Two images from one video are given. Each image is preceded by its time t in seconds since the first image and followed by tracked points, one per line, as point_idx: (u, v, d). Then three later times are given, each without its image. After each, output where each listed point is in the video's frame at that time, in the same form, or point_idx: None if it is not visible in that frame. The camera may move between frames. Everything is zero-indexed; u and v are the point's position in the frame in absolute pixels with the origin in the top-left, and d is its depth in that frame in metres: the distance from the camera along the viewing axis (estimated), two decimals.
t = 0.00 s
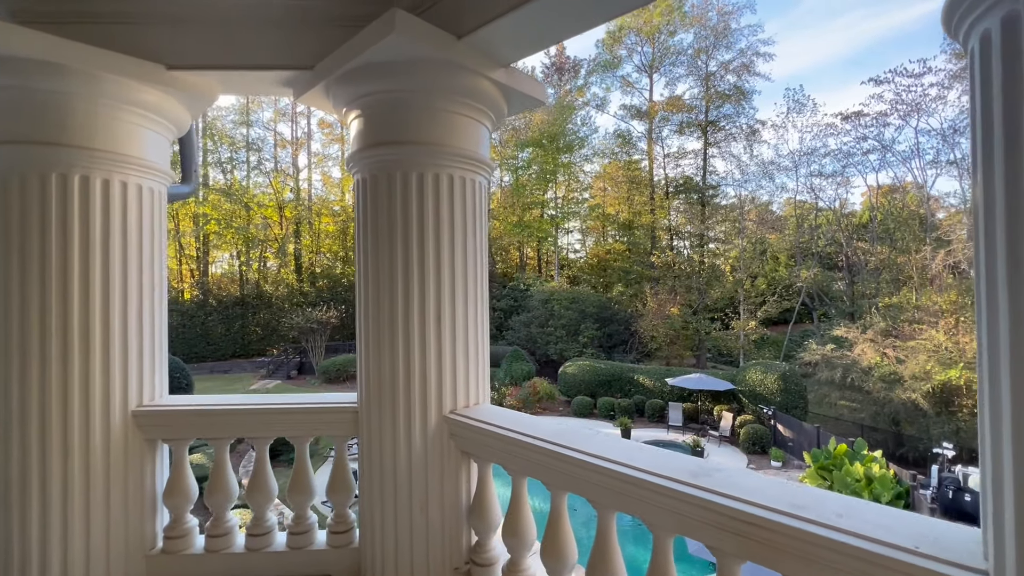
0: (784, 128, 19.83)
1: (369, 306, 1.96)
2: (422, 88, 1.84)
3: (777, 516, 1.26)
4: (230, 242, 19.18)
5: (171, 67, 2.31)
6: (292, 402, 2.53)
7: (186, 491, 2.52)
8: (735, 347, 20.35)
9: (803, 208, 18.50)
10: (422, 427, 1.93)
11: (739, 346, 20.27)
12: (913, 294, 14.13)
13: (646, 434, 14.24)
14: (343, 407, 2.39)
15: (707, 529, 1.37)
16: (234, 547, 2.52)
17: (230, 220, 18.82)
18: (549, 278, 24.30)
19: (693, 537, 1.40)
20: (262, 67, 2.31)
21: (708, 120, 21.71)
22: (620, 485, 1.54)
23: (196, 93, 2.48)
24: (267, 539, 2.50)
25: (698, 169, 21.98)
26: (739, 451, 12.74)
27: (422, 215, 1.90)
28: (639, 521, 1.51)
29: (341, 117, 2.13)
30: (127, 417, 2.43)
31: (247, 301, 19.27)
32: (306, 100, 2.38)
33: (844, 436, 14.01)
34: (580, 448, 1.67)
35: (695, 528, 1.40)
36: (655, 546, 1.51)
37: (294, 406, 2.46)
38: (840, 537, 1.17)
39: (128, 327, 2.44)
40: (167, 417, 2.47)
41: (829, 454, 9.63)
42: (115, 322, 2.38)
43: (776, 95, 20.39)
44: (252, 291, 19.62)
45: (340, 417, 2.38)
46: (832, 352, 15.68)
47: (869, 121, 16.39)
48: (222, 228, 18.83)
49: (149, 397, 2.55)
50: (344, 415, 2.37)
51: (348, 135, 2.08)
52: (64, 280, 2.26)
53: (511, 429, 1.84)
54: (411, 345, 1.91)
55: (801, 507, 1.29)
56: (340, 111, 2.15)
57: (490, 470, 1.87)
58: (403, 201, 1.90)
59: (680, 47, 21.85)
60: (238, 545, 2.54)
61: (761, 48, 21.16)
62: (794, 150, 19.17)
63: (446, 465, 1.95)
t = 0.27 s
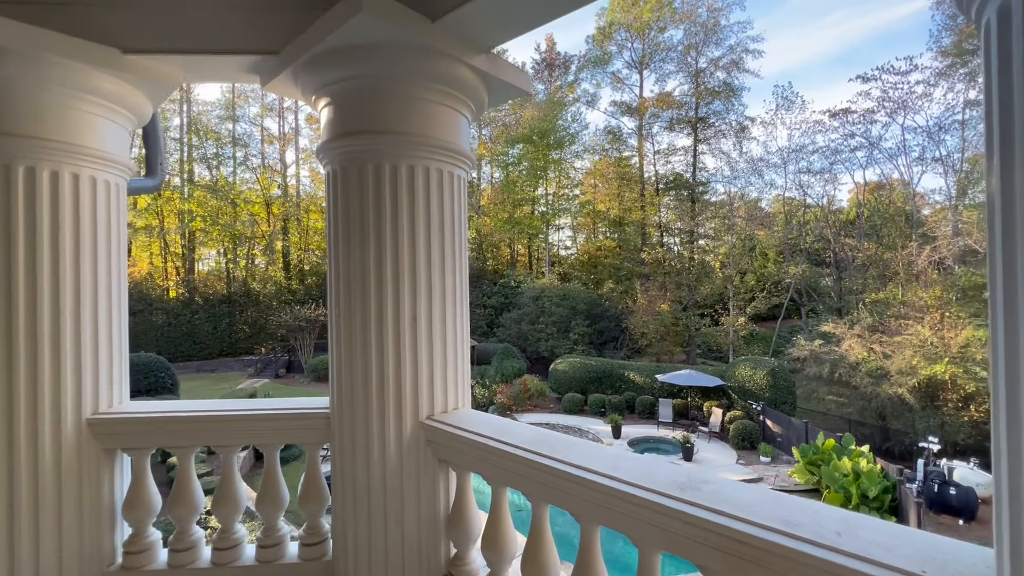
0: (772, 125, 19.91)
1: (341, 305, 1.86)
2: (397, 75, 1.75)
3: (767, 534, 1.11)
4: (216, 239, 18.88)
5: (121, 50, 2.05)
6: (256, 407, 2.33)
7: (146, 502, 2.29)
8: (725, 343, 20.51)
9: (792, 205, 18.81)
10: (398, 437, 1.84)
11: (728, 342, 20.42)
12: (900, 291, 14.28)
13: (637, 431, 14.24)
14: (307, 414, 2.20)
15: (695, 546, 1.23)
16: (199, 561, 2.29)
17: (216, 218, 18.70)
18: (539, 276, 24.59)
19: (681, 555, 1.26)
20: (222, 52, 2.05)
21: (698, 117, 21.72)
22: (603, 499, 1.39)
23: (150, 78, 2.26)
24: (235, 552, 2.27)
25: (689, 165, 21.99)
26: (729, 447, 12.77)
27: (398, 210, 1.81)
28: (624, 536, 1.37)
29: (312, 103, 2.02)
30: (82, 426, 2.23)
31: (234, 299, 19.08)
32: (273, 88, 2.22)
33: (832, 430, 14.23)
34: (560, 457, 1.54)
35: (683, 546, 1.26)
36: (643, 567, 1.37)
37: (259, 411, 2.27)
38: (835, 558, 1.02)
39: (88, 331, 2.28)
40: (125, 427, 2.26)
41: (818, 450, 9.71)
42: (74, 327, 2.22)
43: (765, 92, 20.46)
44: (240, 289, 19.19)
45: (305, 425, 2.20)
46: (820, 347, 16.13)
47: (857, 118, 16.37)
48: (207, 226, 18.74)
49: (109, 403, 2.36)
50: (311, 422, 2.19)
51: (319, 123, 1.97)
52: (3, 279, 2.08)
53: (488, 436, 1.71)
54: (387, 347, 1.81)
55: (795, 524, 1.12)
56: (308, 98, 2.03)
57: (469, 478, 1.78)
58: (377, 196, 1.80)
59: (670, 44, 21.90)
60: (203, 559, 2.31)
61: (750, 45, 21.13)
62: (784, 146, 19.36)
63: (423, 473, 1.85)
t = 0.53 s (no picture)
0: (762, 120, 20.01)
1: (311, 303, 1.74)
2: (366, 57, 1.62)
3: (765, 552, 1.03)
4: (203, 236, 18.59)
5: (76, 29, 1.87)
6: (221, 409, 2.17)
7: (107, 514, 2.14)
8: (715, 338, 20.66)
9: (781, 201, 18.92)
10: (371, 445, 1.74)
11: (717, 337, 20.63)
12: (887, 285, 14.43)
13: (628, 426, 14.28)
14: (275, 419, 2.07)
15: (685, 561, 1.16)
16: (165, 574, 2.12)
17: (203, 214, 18.42)
18: (531, 271, 24.76)
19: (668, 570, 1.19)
20: (196, 31, 1.85)
21: (688, 113, 21.84)
22: (594, 510, 1.31)
23: (110, 58, 2.11)
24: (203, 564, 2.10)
25: (679, 161, 22.10)
26: (718, 441, 12.88)
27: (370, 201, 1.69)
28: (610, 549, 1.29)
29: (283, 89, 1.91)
30: (34, 430, 2.08)
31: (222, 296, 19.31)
32: (239, 69, 2.05)
33: (819, 424, 14.45)
34: (546, 465, 1.45)
35: (672, 562, 1.18)
36: None
37: (235, 415, 2.10)
38: None
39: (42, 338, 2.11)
40: (85, 431, 2.11)
41: (806, 443, 9.85)
42: (33, 331, 2.09)
43: (755, 87, 20.50)
44: (228, 286, 19.35)
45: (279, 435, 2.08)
46: (809, 343, 16.51)
47: (846, 114, 16.20)
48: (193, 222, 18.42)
49: (71, 405, 2.23)
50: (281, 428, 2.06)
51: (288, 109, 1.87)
52: None
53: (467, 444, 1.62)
54: (361, 347, 1.70)
55: (799, 539, 1.05)
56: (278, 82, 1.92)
57: (448, 485, 1.69)
58: (348, 185, 1.68)
59: (662, 38, 21.86)
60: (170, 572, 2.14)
61: (741, 41, 21.15)
62: (773, 142, 19.44)
63: (400, 482, 1.75)
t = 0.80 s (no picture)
0: (753, 115, 20.05)
1: (275, 322, 1.42)
2: (337, 23, 1.30)
3: None
4: (190, 231, 18.30)
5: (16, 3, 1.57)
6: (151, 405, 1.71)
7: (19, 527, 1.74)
8: (706, 332, 20.54)
9: (772, 196, 19.36)
10: (343, 450, 1.37)
11: (709, 332, 20.50)
12: (876, 281, 14.67)
13: (619, 421, 14.30)
14: (180, 422, 1.56)
15: None
16: None
17: (189, 210, 18.03)
18: (522, 266, 24.82)
19: None
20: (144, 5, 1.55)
21: (680, 108, 21.72)
22: (570, 521, 0.95)
23: (60, 38, 1.77)
24: None
25: (671, 156, 22.07)
26: (710, 436, 12.87)
27: (343, 201, 1.37)
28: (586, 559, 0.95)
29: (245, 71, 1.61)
30: None
31: (210, 293, 18.76)
32: (202, 51, 1.75)
33: (811, 418, 14.35)
34: (519, 467, 1.08)
35: None
36: None
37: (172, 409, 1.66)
38: None
39: None
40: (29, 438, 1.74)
41: (797, 437, 9.83)
42: None
43: (746, 83, 20.43)
44: (216, 282, 18.91)
45: (177, 434, 1.56)
46: (800, 336, 16.01)
47: (836, 110, 16.78)
48: (180, 218, 18.07)
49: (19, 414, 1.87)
50: (187, 432, 1.55)
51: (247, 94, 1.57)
52: None
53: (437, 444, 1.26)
54: (332, 377, 1.37)
55: (806, 558, 0.73)
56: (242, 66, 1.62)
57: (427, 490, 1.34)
58: (315, 181, 1.36)
59: (653, 33, 21.35)
60: None
61: (733, 35, 20.95)
62: (764, 137, 19.60)
63: (376, 489, 1.37)
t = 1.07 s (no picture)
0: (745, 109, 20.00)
1: (243, 319, 1.33)
2: None
3: None
4: (177, 226, 18.12)
5: None
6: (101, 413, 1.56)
7: None
8: (698, 326, 20.51)
9: (763, 190, 19.62)
10: (318, 451, 1.27)
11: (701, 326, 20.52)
12: (864, 274, 14.83)
13: (611, 415, 14.33)
14: (140, 426, 1.44)
15: None
16: None
17: (175, 204, 17.88)
18: (515, 260, 24.99)
19: None
20: None
21: (672, 101, 21.60)
22: (549, 534, 0.86)
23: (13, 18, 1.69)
24: None
25: (663, 151, 22.08)
26: (701, 429, 12.93)
27: (316, 187, 1.26)
28: None
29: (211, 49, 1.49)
30: None
31: (197, 288, 18.61)
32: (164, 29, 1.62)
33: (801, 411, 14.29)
34: (502, 474, 0.98)
35: None
36: None
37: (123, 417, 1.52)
38: None
39: None
40: None
41: (788, 430, 9.87)
42: None
43: (738, 77, 20.35)
44: (203, 278, 18.82)
45: (134, 440, 1.44)
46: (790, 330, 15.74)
47: (826, 104, 17.02)
48: (167, 212, 17.87)
49: None
50: (149, 437, 1.44)
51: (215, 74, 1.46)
52: None
53: (416, 448, 1.17)
54: (304, 378, 1.27)
55: None
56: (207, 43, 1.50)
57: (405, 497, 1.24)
58: (283, 167, 1.26)
59: (645, 26, 21.27)
60: None
61: (725, 28, 20.79)
62: (755, 131, 19.65)
63: (353, 496, 1.28)
